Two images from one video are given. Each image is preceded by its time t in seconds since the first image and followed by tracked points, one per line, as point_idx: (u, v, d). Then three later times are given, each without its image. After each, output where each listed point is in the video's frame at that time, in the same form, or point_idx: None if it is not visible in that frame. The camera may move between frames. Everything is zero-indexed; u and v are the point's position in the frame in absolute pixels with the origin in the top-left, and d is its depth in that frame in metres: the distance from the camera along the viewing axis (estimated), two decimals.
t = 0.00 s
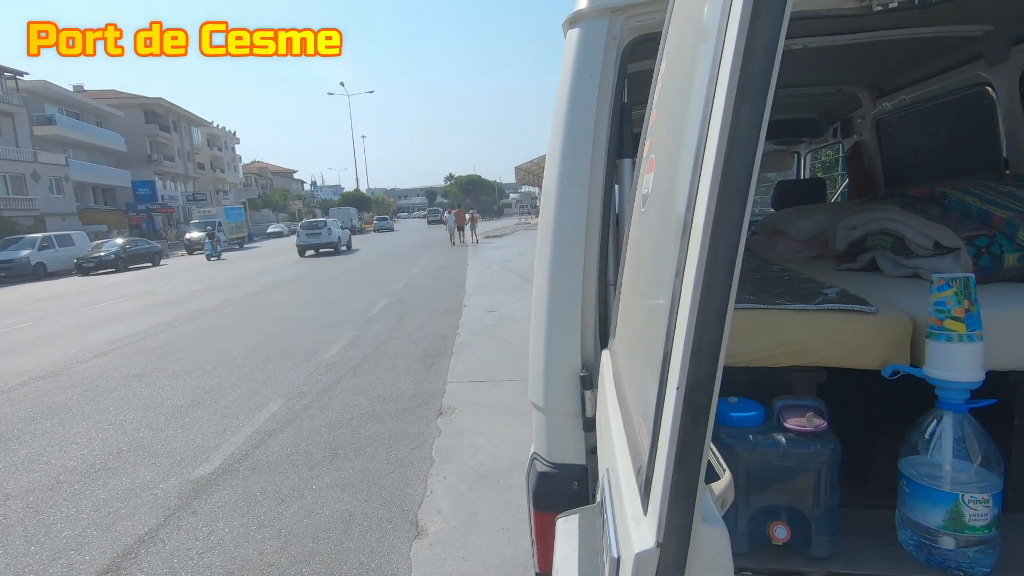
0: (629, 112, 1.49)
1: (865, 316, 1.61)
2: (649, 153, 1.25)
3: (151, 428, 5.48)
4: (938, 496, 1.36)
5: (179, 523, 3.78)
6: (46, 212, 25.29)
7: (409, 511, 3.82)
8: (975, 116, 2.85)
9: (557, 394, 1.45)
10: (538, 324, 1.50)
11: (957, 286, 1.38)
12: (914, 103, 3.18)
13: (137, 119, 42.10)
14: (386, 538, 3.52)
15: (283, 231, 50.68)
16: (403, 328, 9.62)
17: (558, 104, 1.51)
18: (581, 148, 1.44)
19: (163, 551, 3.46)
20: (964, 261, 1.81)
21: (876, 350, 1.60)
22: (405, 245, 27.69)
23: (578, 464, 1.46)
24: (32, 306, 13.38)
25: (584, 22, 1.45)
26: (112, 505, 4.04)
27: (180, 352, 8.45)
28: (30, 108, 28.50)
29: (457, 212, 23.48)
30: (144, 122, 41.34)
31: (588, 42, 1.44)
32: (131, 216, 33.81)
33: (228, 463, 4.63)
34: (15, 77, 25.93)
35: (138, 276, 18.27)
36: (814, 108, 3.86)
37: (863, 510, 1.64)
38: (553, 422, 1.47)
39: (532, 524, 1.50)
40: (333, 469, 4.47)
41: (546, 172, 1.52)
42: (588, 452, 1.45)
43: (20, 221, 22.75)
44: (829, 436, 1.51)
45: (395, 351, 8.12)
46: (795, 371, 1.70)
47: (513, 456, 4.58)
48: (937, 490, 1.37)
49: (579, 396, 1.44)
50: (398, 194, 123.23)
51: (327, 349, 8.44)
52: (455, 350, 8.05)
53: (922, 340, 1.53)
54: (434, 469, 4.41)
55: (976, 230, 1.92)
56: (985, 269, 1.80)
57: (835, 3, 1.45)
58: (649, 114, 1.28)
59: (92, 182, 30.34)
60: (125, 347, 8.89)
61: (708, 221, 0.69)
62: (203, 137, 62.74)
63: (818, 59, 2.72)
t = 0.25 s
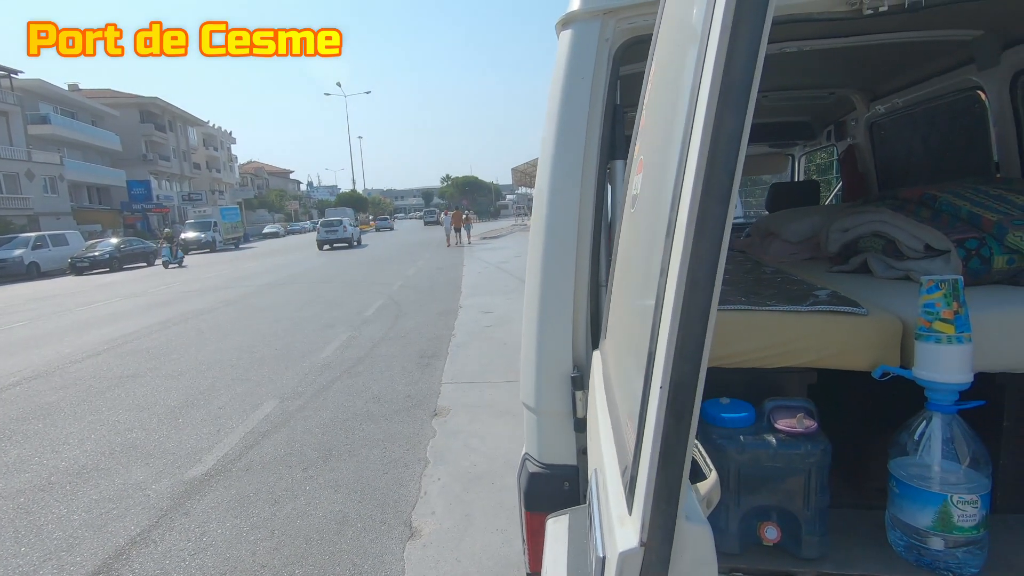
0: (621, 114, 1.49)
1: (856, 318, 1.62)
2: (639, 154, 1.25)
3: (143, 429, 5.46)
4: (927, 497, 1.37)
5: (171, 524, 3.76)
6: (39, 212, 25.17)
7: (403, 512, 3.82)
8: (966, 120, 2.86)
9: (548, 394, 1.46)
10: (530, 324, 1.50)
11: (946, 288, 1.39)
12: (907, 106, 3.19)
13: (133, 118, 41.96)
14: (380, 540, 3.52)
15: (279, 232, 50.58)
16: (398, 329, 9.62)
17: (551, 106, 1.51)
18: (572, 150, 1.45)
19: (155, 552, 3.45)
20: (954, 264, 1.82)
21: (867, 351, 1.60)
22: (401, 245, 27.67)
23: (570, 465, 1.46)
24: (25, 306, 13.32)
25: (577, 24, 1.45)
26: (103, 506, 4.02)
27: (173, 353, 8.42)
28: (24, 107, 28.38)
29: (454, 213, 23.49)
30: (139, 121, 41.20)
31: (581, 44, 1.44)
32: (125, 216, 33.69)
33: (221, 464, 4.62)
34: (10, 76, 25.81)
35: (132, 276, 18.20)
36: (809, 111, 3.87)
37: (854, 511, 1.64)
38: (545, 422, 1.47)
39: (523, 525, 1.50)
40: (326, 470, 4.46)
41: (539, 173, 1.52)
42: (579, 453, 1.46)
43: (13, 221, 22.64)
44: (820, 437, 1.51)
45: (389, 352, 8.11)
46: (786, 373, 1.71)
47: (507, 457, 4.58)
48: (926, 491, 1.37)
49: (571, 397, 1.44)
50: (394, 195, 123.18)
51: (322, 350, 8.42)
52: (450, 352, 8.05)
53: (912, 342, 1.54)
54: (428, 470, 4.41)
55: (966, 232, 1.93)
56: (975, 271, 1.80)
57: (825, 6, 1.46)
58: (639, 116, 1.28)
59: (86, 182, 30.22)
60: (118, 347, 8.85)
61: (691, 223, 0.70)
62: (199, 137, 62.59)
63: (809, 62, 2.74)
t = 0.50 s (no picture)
0: (617, 112, 1.49)
1: (851, 318, 1.63)
2: (633, 152, 1.25)
3: (140, 427, 5.46)
4: (920, 496, 1.38)
5: (167, 522, 3.76)
6: (37, 209, 25.10)
7: (399, 510, 3.82)
8: (963, 121, 2.86)
9: (542, 393, 1.46)
10: (525, 323, 1.50)
11: (940, 288, 1.39)
12: (903, 107, 3.19)
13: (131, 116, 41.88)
14: (376, 538, 3.52)
15: (277, 230, 50.52)
16: (396, 327, 9.61)
17: (547, 104, 1.51)
18: (568, 148, 1.45)
19: (150, 550, 3.44)
20: (949, 264, 1.83)
21: (863, 351, 1.61)
22: (400, 244, 27.64)
23: (564, 464, 1.46)
24: (22, 303, 13.29)
25: (573, 22, 1.45)
26: (99, 503, 4.01)
27: (171, 350, 8.41)
28: (22, 103, 28.31)
29: (453, 212, 23.48)
30: (138, 118, 41.11)
31: (577, 42, 1.44)
32: (123, 214, 33.62)
33: (218, 462, 4.62)
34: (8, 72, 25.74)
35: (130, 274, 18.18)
36: (806, 110, 3.87)
37: (848, 511, 1.64)
38: (539, 421, 1.47)
39: (517, 523, 1.50)
40: (323, 468, 4.46)
41: (534, 172, 1.52)
42: (573, 452, 1.46)
43: (11, 218, 22.59)
44: (813, 436, 1.52)
45: (387, 351, 8.11)
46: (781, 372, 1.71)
47: (504, 456, 4.58)
48: (919, 491, 1.38)
49: (565, 396, 1.44)
50: (393, 193, 123.11)
51: (320, 348, 8.42)
52: (448, 350, 8.05)
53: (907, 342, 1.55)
54: (425, 469, 4.41)
55: (961, 233, 1.93)
56: (970, 272, 1.80)
57: (821, 5, 1.47)
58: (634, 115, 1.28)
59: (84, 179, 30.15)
60: (115, 345, 8.84)
61: (679, 222, 0.71)
62: (198, 135, 62.50)
63: (807, 61, 2.74)
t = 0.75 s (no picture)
0: (612, 110, 1.49)
1: (848, 317, 1.63)
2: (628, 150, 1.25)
3: (138, 423, 5.46)
4: (913, 495, 1.38)
5: (165, 518, 3.76)
6: (35, 205, 25.05)
7: (396, 507, 3.82)
8: (962, 120, 2.85)
9: (536, 391, 1.46)
10: (520, 320, 1.50)
11: (934, 287, 1.40)
12: (902, 106, 3.20)
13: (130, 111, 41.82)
14: (373, 535, 3.52)
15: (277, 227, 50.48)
16: (395, 325, 9.61)
17: (543, 101, 1.51)
18: (563, 146, 1.45)
19: (147, 547, 3.45)
20: (945, 264, 1.83)
21: (859, 349, 1.61)
22: (399, 241, 27.61)
23: (558, 461, 1.46)
24: (20, 299, 13.28)
25: (569, 20, 1.45)
26: (97, 500, 4.02)
27: (169, 347, 8.41)
28: (21, 99, 28.25)
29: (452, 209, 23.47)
30: (137, 114, 41.04)
31: (573, 39, 1.44)
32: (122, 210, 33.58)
33: (216, 459, 4.62)
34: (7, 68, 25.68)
35: (129, 271, 18.17)
36: (805, 109, 3.87)
37: (842, 510, 1.65)
38: (534, 419, 1.47)
39: (512, 520, 1.51)
40: (321, 465, 4.46)
41: (530, 170, 1.52)
42: (568, 450, 1.46)
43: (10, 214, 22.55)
44: (808, 435, 1.52)
45: (386, 348, 8.11)
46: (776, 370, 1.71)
47: (501, 453, 4.58)
48: (912, 489, 1.38)
49: (560, 394, 1.44)
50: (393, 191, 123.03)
51: (318, 345, 8.41)
52: (447, 348, 8.05)
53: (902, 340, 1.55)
54: (423, 466, 4.41)
55: (957, 232, 1.93)
56: (966, 271, 1.81)
57: (818, 4, 1.46)
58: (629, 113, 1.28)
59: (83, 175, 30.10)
60: (113, 341, 8.83)
61: (668, 220, 0.71)
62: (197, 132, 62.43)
63: (806, 59, 2.73)
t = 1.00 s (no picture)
0: (610, 108, 1.49)
1: (845, 316, 1.64)
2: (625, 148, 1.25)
3: (136, 420, 5.45)
4: (909, 493, 1.38)
5: (162, 515, 3.76)
6: (33, 202, 25.01)
7: (394, 505, 3.82)
8: (961, 119, 2.85)
9: (534, 389, 1.46)
10: (518, 318, 1.50)
11: (931, 286, 1.42)
12: (900, 105, 3.20)
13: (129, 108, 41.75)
14: (371, 533, 3.53)
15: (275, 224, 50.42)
16: (394, 323, 9.61)
17: (541, 99, 1.51)
18: (562, 144, 1.45)
19: (145, 544, 3.45)
20: (942, 263, 1.83)
21: (855, 347, 1.62)
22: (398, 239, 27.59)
23: (555, 459, 1.47)
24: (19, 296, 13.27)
25: (568, 17, 1.45)
26: (94, 497, 4.01)
27: (167, 344, 8.40)
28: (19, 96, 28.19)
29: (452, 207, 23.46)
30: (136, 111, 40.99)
31: (571, 36, 1.44)
32: (121, 207, 33.53)
33: (214, 456, 4.62)
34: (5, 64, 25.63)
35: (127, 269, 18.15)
36: (803, 107, 3.87)
37: (839, 508, 1.65)
38: (531, 417, 1.47)
39: (509, 518, 1.51)
40: (318, 463, 4.46)
41: (528, 167, 1.52)
42: (565, 448, 1.46)
43: (8, 211, 22.51)
44: (805, 433, 1.52)
45: (384, 346, 8.11)
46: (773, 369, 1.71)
47: (499, 452, 4.58)
48: (908, 487, 1.39)
49: (557, 392, 1.44)
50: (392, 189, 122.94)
51: (317, 343, 8.41)
52: (445, 346, 8.05)
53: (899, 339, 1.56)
54: (421, 464, 4.41)
55: (954, 231, 1.94)
56: (964, 270, 1.81)
57: (816, 3, 1.46)
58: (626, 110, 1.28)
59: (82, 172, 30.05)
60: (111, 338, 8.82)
61: (663, 216, 0.72)
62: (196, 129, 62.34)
63: (805, 58, 2.74)
